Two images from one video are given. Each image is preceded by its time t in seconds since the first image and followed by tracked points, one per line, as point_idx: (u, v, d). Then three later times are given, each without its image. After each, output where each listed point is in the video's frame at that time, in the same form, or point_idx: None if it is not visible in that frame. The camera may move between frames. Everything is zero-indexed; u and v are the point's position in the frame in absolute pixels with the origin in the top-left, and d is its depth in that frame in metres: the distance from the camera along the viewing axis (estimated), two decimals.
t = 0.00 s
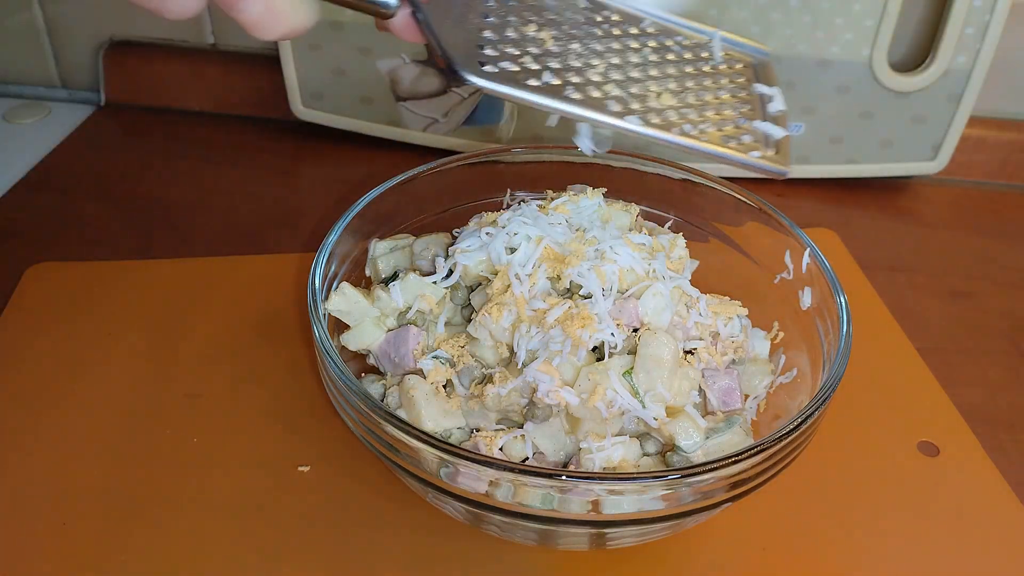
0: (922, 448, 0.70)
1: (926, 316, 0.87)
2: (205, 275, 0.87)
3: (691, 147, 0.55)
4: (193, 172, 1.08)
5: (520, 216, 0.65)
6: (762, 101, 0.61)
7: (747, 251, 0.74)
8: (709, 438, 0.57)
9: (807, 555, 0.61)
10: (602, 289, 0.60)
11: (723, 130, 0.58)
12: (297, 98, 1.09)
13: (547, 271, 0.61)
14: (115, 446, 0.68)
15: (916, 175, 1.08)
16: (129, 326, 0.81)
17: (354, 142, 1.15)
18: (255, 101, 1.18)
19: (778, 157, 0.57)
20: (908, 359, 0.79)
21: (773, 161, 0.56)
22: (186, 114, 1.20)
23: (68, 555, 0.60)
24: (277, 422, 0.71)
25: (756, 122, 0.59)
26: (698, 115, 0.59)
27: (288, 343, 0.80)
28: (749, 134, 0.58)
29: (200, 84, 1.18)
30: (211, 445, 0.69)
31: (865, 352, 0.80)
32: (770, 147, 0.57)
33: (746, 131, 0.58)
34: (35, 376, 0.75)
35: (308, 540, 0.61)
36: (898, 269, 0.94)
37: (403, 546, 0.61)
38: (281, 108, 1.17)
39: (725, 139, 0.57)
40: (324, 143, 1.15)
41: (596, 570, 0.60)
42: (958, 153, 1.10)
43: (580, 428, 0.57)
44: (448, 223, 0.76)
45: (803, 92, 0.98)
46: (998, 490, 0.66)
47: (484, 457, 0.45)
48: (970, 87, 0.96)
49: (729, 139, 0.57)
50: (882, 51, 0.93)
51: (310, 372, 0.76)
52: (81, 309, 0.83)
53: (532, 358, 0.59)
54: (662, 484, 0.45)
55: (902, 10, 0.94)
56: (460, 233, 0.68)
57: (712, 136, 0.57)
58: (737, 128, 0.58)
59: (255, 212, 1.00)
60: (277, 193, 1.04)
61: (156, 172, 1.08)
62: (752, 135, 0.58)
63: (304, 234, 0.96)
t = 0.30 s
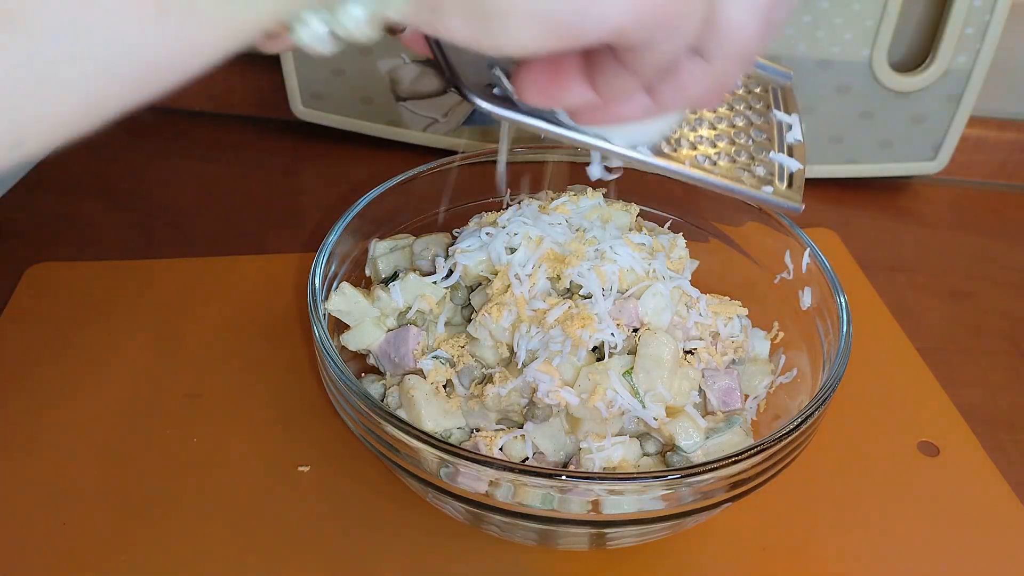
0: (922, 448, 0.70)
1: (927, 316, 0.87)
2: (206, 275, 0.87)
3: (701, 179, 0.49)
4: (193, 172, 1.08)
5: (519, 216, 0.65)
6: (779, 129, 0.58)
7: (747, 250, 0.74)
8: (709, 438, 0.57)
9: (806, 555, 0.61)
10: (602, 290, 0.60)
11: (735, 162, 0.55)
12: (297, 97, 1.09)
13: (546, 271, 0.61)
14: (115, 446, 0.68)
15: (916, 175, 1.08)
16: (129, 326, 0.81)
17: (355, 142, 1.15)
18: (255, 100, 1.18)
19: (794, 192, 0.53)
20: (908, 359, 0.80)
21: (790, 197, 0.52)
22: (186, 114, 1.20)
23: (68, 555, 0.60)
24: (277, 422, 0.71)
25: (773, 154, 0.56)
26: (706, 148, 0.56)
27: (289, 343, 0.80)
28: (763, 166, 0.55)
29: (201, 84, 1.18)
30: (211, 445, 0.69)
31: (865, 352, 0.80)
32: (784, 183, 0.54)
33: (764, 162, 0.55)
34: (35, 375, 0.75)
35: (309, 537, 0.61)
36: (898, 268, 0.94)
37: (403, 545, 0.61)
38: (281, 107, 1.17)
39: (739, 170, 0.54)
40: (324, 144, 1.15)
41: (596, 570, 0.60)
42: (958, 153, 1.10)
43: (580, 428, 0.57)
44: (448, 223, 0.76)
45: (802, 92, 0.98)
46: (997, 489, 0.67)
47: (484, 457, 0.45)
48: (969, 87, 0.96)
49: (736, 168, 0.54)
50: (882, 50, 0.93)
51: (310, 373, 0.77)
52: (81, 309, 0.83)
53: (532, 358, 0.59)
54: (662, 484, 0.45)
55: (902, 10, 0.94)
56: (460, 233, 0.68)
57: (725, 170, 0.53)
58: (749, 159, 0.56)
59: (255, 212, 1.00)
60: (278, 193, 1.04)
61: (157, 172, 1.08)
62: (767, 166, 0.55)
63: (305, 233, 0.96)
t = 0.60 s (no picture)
0: (922, 448, 0.70)
1: (927, 316, 0.87)
2: (206, 275, 0.87)
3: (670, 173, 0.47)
4: (193, 172, 1.08)
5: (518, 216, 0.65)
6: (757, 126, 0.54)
7: (746, 250, 0.75)
8: (709, 438, 0.57)
9: (807, 555, 0.61)
10: (602, 290, 0.60)
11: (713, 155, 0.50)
12: (297, 97, 1.09)
13: (546, 271, 0.61)
14: (116, 446, 0.68)
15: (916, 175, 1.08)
16: (129, 326, 0.81)
17: (355, 142, 1.15)
18: (255, 100, 1.18)
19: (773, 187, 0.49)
20: (909, 359, 0.79)
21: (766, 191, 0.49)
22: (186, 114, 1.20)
23: (68, 555, 0.60)
24: (277, 422, 0.71)
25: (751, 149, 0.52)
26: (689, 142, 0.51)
27: (289, 343, 0.80)
28: (741, 162, 0.51)
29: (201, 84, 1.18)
30: (211, 445, 0.69)
31: (864, 352, 0.80)
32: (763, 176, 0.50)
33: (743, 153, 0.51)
34: (33, 375, 0.75)
35: (309, 537, 0.61)
36: (898, 268, 0.94)
37: (403, 545, 0.61)
38: (281, 108, 1.17)
39: (716, 164, 0.50)
40: (324, 143, 1.15)
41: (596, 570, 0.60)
42: (958, 153, 1.10)
43: (580, 428, 0.57)
44: (448, 223, 0.76)
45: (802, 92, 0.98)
46: (998, 489, 0.66)
47: (484, 457, 0.45)
48: (970, 87, 0.96)
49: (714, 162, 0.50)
50: (882, 50, 0.93)
51: (310, 373, 0.76)
52: (81, 309, 0.83)
53: (532, 358, 0.59)
54: (662, 484, 0.45)
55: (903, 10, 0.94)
56: (460, 233, 0.68)
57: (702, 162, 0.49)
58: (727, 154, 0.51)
59: (255, 212, 1.00)
60: (277, 193, 1.04)
61: (157, 172, 1.08)
62: (745, 162, 0.51)
63: (305, 234, 0.96)
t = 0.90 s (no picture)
0: (923, 448, 0.70)
1: (927, 316, 0.87)
2: (206, 275, 0.87)
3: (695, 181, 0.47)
4: (193, 172, 1.08)
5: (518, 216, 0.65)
6: (761, 128, 0.56)
7: (746, 250, 0.75)
8: (709, 438, 0.57)
9: (807, 555, 0.61)
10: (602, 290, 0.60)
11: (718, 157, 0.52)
12: (297, 99, 1.10)
13: (546, 271, 0.61)
14: (116, 446, 0.68)
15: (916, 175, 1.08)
16: (129, 326, 0.81)
17: (355, 142, 1.15)
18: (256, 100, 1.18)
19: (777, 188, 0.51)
20: (909, 359, 0.79)
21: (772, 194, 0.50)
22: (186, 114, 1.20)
23: (68, 555, 0.60)
24: (277, 421, 0.71)
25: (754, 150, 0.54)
26: (692, 143, 0.53)
27: (289, 342, 0.80)
28: (744, 164, 0.52)
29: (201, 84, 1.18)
30: (211, 445, 0.69)
31: (865, 352, 0.80)
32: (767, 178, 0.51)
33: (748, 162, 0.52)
34: (34, 375, 0.75)
35: (309, 537, 0.61)
36: (898, 268, 0.94)
37: (403, 545, 0.61)
38: (281, 108, 1.17)
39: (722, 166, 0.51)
40: (324, 144, 1.15)
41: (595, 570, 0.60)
42: (958, 153, 1.10)
43: (580, 428, 0.57)
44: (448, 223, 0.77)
45: (802, 92, 0.98)
46: (997, 489, 0.66)
47: (484, 457, 0.45)
48: (970, 87, 0.96)
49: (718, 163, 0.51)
50: (882, 50, 0.93)
51: (311, 372, 0.77)
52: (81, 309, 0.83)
53: (532, 358, 0.59)
54: (662, 484, 0.45)
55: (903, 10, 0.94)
56: (460, 233, 0.68)
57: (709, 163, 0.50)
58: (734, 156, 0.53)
59: (256, 212, 1.00)
60: (278, 193, 1.04)
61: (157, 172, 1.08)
62: (748, 164, 0.52)
63: (305, 234, 0.96)
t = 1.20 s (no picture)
0: (923, 448, 0.70)
1: (927, 316, 0.87)
2: (206, 275, 0.87)
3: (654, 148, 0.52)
4: (193, 173, 1.08)
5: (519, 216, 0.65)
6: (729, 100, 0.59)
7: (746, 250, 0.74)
8: (709, 438, 0.57)
9: (807, 555, 0.61)
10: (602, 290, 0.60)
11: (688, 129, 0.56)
12: (296, 97, 1.09)
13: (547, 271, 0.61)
14: (116, 447, 0.68)
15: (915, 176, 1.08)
16: (129, 326, 0.81)
17: (355, 142, 1.15)
18: (255, 100, 1.18)
19: (747, 159, 0.54)
20: (909, 359, 0.79)
21: (742, 165, 0.53)
22: (186, 114, 1.20)
23: (68, 556, 0.60)
24: (278, 422, 0.71)
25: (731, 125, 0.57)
26: (662, 116, 0.56)
27: (289, 343, 0.80)
28: (715, 136, 0.56)
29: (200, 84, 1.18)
30: (211, 446, 0.69)
31: (865, 352, 0.80)
32: (738, 150, 0.55)
33: (718, 135, 0.56)
34: (34, 376, 0.75)
35: (310, 538, 0.61)
36: (898, 268, 0.94)
37: (404, 545, 0.61)
38: (281, 108, 1.17)
39: (690, 138, 0.54)
40: (324, 144, 1.15)
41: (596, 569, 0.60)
42: (958, 153, 1.10)
43: (580, 428, 0.57)
44: (448, 223, 0.76)
45: (802, 93, 0.98)
46: (998, 489, 0.66)
47: (483, 457, 0.45)
48: (970, 87, 0.96)
49: (685, 129, 0.56)
50: (882, 50, 0.93)
51: (311, 373, 0.77)
52: (81, 310, 0.83)
53: (532, 358, 0.59)
54: (662, 484, 0.45)
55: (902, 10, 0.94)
56: (460, 233, 0.68)
57: (677, 133, 0.54)
58: (705, 129, 0.56)
59: (256, 212, 1.00)
60: (278, 193, 1.04)
61: (157, 172, 1.08)
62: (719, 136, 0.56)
63: (305, 234, 0.96)
